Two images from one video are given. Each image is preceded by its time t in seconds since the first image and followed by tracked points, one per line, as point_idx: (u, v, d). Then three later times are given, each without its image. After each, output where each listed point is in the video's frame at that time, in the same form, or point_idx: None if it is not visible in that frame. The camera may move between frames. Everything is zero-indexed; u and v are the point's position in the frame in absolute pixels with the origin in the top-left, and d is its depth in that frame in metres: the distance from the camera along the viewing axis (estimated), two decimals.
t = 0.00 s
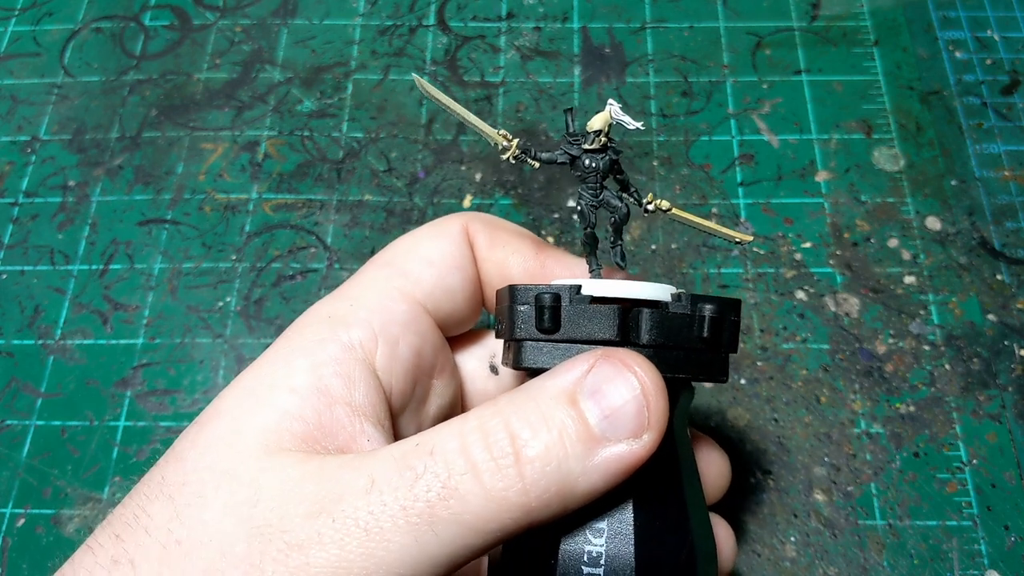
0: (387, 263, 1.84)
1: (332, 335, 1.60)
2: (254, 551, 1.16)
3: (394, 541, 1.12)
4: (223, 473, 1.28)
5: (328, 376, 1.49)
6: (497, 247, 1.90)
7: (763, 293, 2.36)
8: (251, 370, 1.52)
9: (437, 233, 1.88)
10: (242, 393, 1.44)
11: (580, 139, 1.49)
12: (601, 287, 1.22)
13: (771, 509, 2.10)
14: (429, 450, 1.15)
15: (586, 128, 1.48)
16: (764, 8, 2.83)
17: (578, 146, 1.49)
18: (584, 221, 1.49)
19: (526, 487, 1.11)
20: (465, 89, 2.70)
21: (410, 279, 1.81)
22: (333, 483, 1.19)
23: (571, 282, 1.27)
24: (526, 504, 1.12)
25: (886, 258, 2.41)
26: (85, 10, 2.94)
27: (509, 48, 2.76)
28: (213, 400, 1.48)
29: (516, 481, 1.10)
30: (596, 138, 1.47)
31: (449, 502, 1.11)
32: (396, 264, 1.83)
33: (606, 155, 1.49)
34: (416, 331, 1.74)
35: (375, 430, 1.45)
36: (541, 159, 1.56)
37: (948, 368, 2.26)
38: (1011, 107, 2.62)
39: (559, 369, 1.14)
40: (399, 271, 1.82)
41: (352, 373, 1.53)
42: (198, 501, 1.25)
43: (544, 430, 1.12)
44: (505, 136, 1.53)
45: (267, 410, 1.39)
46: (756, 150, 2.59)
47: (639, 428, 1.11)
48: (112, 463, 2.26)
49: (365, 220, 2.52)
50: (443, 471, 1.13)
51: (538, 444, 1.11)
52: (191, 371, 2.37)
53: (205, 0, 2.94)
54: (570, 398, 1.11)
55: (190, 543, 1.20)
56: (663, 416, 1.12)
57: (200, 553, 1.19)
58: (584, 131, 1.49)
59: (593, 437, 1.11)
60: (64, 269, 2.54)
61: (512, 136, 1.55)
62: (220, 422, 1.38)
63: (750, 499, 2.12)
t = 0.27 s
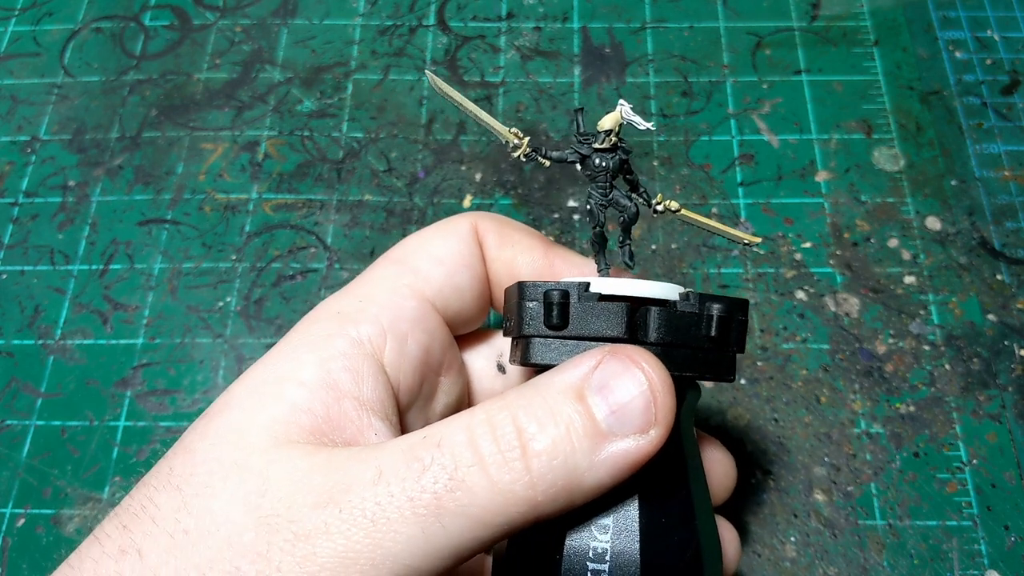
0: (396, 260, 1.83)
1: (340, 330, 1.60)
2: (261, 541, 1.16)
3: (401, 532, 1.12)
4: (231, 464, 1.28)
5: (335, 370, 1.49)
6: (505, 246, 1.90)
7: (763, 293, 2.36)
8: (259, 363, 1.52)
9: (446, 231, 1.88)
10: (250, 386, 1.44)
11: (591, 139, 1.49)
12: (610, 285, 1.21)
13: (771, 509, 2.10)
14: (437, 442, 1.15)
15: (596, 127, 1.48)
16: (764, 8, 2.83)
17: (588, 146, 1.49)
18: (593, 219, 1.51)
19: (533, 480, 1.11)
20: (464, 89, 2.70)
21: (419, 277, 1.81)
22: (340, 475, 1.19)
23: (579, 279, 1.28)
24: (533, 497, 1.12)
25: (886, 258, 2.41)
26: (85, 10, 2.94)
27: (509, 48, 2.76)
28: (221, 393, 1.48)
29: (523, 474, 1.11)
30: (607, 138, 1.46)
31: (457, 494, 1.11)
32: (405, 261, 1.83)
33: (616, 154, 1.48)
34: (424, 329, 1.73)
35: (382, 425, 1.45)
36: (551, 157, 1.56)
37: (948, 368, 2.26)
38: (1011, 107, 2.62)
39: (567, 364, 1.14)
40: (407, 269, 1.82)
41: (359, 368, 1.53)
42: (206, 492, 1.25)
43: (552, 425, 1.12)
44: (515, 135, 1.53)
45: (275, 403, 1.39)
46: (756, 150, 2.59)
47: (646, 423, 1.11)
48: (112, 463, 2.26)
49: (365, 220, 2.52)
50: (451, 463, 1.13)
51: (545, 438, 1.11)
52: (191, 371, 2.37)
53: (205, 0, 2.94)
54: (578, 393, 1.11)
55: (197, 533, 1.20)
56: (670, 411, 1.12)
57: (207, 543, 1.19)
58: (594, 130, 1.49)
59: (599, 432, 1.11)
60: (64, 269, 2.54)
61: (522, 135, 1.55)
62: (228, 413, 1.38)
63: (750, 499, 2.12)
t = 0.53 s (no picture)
0: (397, 260, 1.83)
1: (342, 330, 1.60)
2: (261, 541, 1.16)
3: (401, 532, 1.12)
4: (232, 464, 1.28)
5: (336, 370, 1.49)
6: (507, 247, 1.89)
7: (763, 293, 2.36)
8: (260, 363, 1.52)
9: (447, 231, 1.89)
10: (251, 386, 1.44)
11: (593, 140, 1.50)
12: (611, 286, 1.21)
13: (771, 509, 2.10)
14: (437, 442, 1.15)
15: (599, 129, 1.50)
16: (764, 8, 2.83)
17: (590, 147, 1.50)
18: (595, 220, 1.51)
19: (534, 480, 1.11)
20: (464, 89, 2.70)
21: (420, 277, 1.81)
22: (341, 474, 1.19)
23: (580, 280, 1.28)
24: (533, 497, 1.12)
25: (886, 258, 2.41)
26: (85, 10, 2.94)
27: (509, 48, 2.76)
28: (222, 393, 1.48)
29: (524, 474, 1.11)
30: (609, 138, 1.48)
31: (457, 494, 1.11)
32: (406, 261, 1.83)
33: (618, 155, 1.50)
34: (425, 329, 1.73)
35: (383, 425, 1.45)
36: (553, 158, 1.57)
37: (948, 368, 2.26)
38: (1011, 107, 2.62)
39: (568, 365, 1.14)
40: (409, 269, 1.82)
41: (360, 369, 1.53)
42: (207, 491, 1.25)
43: (552, 425, 1.12)
44: (518, 135, 1.54)
45: (277, 403, 1.39)
46: (756, 150, 2.59)
47: (647, 424, 1.11)
48: (112, 463, 2.26)
49: (365, 220, 2.52)
50: (452, 463, 1.13)
51: (545, 439, 1.11)
52: (191, 371, 2.37)
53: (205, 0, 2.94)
54: (579, 394, 1.11)
55: (198, 533, 1.21)
56: (671, 412, 1.12)
57: (208, 543, 1.19)
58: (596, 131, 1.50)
59: (600, 432, 1.11)
60: (64, 269, 2.54)
61: (525, 135, 1.55)
62: (229, 413, 1.38)
63: (750, 499, 2.12)
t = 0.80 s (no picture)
0: (398, 261, 1.83)
1: (343, 331, 1.60)
2: (262, 543, 1.16)
3: (402, 534, 1.12)
4: (233, 466, 1.28)
5: (337, 371, 1.49)
6: (508, 248, 1.90)
7: (763, 293, 2.36)
8: (260, 364, 1.52)
9: (448, 232, 1.89)
10: (252, 387, 1.44)
11: (594, 141, 1.50)
12: (612, 287, 1.22)
13: (771, 509, 2.10)
14: (438, 444, 1.15)
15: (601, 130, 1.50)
16: (764, 8, 2.83)
17: (591, 148, 1.50)
18: (596, 222, 1.51)
19: (535, 482, 1.11)
20: (464, 89, 2.70)
21: (421, 278, 1.81)
22: (342, 476, 1.19)
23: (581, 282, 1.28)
24: (533, 500, 1.12)
25: (886, 258, 2.41)
26: (85, 10, 2.94)
27: (509, 48, 2.76)
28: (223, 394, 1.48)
29: (525, 476, 1.11)
30: (610, 139, 1.48)
31: (458, 496, 1.11)
32: (407, 262, 1.83)
33: (619, 157, 1.50)
34: (426, 330, 1.73)
35: (383, 426, 1.45)
36: (554, 159, 1.56)
37: (948, 368, 2.26)
38: (1011, 107, 2.62)
39: (568, 366, 1.14)
40: (410, 270, 1.82)
41: (361, 370, 1.53)
42: (207, 493, 1.25)
43: (553, 427, 1.12)
44: (519, 136, 1.54)
45: (277, 404, 1.39)
46: (756, 150, 2.59)
47: (647, 426, 1.11)
48: (112, 463, 2.26)
49: (365, 220, 2.52)
50: (452, 464, 1.13)
51: (546, 441, 1.11)
52: (191, 371, 2.37)
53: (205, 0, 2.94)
54: (579, 396, 1.11)
55: (198, 534, 1.20)
56: (672, 414, 1.12)
57: (208, 544, 1.19)
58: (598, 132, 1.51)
59: (601, 434, 1.11)
60: (64, 269, 2.54)
61: (526, 136, 1.55)
62: (230, 414, 1.38)
63: (750, 499, 2.12)
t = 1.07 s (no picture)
0: (399, 261, 1.83)
1: (344, 331, 1.60)
2: (261, 543, 1.16)
3: (401, 535, 1.12)
4: (234, 466, 1.28)
5: (338, 371, 1.50)
6: (507, 248, 1.90)
7: (763, 293, 2.36)
8: (260, 364, 1.52)
9: (449, 233, 1.89)
10: (251, 387, 1.44)
11: (594, 142, 1.51)
12: (611, 288, 1.22)
13: (771, 509, 2.10)
14: (437, 445, 1.15)
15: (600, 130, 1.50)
16: (764, 8, 2.83)
17: (591, 148, 1.50)
18: (596, 222, 1.50)
19: (534, 482, 1.11)
20: (464, 89, 2.70)
21: (421, 278, 1.81)
22: (341, 477, 1.19)
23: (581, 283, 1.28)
24: (533, 500, 1.12)
25: (886, 258, 2.41)
26: (85, 10, 2.94)
27: (509, 48, 2.76)
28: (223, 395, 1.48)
29: (524, 477, 1.11)
30: (610, 139, 1.49)
31: (457, 497, 1.11)
32: (408, 262, 1.83)
33: (619, 157, 1.50)
34: (426, 330, 1.73)
35: (384, 427, 1.45)
36: (554, 159, 1.56)
37: (947, 368, 2.26)
38: (1011, 107, 2.62)
39: (566, 366, 1.15)
40: (410, 270, 1.82)
41: (361, 370, 1.53)
42: (206, 494, 1.25)
43: (552, 426, 1.12)
44: (518, 136, 1.53)
45: (278, 404, 1.39)
46: (756, 150, 2.59)
47: (647, 426, 1.11)
48: (112, 463, 2.26)
49: (365, 220, 2.52)
50: (451, 464, 1.13)
51: (546, 441, 1.11)
52: (191, 371, 2.37)
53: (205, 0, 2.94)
54: (579, 397, 1.11)
55: (198, 535, 1.20)
56: (672, 414, 1.12)
57: (208, 545, 1.19)
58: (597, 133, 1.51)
59: (601, 435, 1.11)
60: (64, 269, 2.54)
61: (525, 137, 1.55)
62: (230, 415, 1.38)
63: (750, 499, 2.12)
